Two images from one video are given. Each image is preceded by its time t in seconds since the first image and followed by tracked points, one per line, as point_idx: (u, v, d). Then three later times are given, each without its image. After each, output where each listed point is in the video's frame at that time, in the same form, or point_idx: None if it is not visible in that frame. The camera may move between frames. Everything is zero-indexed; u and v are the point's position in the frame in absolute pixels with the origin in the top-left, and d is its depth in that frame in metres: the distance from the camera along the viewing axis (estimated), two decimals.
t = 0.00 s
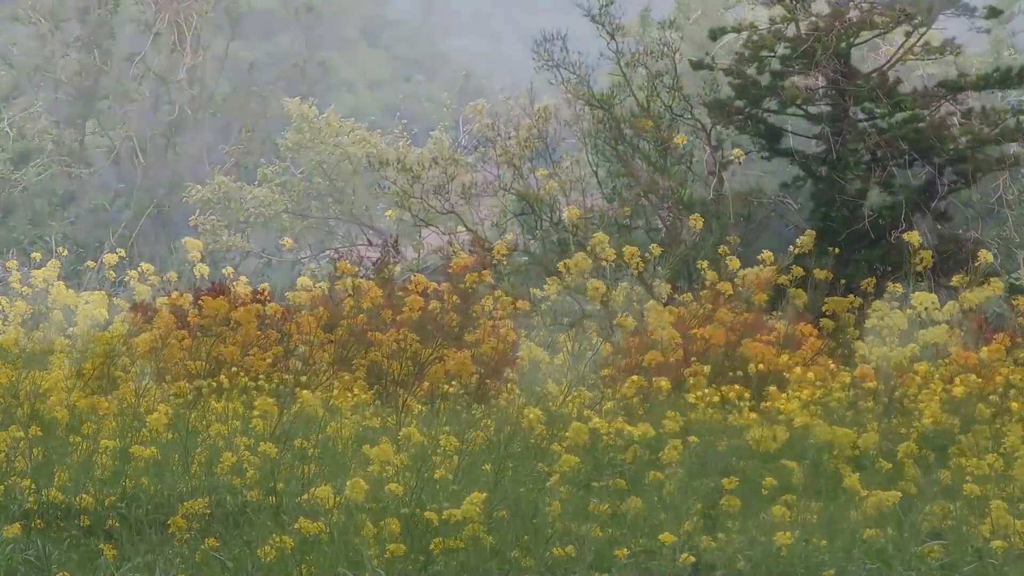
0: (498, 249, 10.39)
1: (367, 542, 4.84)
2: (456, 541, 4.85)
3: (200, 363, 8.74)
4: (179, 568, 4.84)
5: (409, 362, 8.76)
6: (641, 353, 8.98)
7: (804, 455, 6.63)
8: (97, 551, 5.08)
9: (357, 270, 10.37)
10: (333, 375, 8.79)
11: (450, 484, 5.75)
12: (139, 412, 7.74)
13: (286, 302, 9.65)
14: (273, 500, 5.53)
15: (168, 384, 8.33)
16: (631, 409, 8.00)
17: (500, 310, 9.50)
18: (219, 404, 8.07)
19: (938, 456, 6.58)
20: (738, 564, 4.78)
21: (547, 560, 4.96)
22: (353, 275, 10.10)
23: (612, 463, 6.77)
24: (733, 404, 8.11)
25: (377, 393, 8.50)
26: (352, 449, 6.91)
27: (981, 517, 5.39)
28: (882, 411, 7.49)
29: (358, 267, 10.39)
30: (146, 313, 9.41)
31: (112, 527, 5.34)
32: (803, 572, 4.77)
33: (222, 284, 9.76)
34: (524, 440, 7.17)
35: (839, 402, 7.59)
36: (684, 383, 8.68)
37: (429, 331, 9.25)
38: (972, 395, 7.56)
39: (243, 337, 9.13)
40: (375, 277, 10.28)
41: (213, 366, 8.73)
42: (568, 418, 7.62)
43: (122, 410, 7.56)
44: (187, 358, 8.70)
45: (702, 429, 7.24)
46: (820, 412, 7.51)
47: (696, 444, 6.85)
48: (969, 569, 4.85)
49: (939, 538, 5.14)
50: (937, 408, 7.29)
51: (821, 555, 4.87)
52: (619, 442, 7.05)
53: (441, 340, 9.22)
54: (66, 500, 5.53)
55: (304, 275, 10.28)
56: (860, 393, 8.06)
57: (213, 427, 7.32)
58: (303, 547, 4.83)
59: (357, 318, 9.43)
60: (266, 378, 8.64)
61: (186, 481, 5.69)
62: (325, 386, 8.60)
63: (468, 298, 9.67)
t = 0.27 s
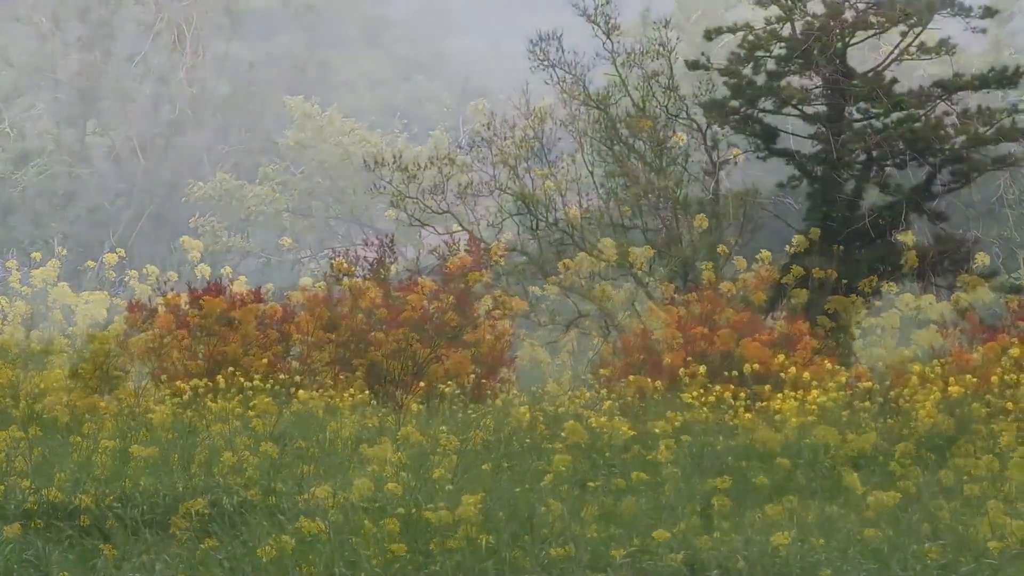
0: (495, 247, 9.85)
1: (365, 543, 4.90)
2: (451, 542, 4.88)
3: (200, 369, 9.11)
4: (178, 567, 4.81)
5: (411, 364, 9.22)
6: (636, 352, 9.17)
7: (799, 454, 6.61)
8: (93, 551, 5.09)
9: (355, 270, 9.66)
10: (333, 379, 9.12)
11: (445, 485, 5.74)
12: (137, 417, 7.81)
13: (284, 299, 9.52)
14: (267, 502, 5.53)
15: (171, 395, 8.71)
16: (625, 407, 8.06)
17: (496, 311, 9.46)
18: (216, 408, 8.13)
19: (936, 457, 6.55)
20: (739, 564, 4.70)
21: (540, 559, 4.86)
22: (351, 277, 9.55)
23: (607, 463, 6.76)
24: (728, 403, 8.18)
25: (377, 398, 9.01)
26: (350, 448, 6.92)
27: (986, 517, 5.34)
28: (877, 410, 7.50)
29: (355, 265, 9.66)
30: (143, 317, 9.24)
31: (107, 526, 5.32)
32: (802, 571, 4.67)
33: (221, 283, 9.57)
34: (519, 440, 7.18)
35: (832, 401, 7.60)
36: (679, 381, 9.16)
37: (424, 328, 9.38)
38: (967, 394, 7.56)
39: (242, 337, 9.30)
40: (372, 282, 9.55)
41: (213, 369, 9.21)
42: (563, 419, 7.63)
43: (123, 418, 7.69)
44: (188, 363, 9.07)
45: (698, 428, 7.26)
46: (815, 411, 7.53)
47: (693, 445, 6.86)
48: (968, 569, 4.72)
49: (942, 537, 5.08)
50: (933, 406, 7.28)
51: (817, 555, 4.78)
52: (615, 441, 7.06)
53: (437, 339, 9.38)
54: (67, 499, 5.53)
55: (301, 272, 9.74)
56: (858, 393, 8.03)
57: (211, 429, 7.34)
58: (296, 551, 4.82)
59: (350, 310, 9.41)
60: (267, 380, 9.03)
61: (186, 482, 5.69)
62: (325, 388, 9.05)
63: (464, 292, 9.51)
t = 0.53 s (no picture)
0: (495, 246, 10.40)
1: (363, 543, 4.90)
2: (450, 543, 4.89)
3: (199, 369, 9.20)
4: (177, 567, 4.78)
5: (414, 364, 9.31)
6: (636, 351, 9.09)
7: (799, 454, 6.61)
8: (92, 550, 5.09)
9: (356, 270, 9.79)
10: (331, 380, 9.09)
11: (444, 486, 5.74)
12: (137, 418, 7.85)
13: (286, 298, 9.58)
14: (264, 503, 5.53)
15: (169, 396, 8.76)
16: (625, 406, 8.03)
17: (495, 310, 9.66)
18: (215, 408, 8.15)
19: (936, 456, 6.54)
20: (741, 564, 4.68)
21: (538, 558, 4.82)
22: (352, 276, 9.63)
23: (606, 463, 6.76)
24: (728, 403, 8.17)
25: (378, 398, 9.04)
26: (349, 448, 6.92)
27: (986, 517, 5.32)
28: (876, 409, 7.49)
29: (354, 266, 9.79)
30: (143, 316, 9.38)
31: (106, 526, 5.31)
32: (803, 569, 4.64)
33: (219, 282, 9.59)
34: (518, 440, 7.18)
35: (832, 400, 7.59)
36: (678, 382, 8.74)
37: (423, 328, 9.35)
38: (966, 394, 7.58)
39: (242, 338, 9.26)
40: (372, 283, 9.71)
41: (212, 369, 9.22)
42: (562, 418, 7.63)
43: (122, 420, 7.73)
44: (187, 361, 9.21)
45: (697, 428, 7.26)
46: (814, 411, 7.54)
47: (692, 445, 6.87)
48: (967, 568, 4.66)
49: (943, 537, 5.05)
50: (932, 406, 7.28)
51: (817, 555, 4.75)
52: (614, 441, 7.06)
53: (436, 338, 9.38)
54: (64, 501, 5.52)
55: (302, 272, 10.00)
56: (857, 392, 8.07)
57: (211, 429, 7.36)
58: (293, 551, 4.80)
59: (348, 310, 9.34)
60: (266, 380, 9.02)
61: (184, 484, 5.69)
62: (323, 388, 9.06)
63: (464, 292, 9.57)
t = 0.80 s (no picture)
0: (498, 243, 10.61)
1: (362, 543, 4.91)
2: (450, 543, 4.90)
3: (199, 368, 9.34)
4: (175, 566, 4.77)
5: (414, 365, 9.27)
6: (635, 351, 9.04)
7: (798, 454, 6.61)
8: (92, 549, 5.09)
9: (357, 269, 10.15)
10: (330, 379, 9.06)
11: (443, 485, 5.74)
12: (137, 419, 7.89)
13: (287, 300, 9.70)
14: (264, 503, 5.53)
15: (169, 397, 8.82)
16: (623, 405, 8.02)
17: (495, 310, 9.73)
18: (214, 408, 8.17)
19: (936, 456, 6.53)
20: (740, 564, 4.68)
21: (537, 557, 4.82)
22: (351, 275, 10.09)
23: (606, 462, 6.77)
24: (727, 403, 8.16)
25: (377, 398, 9.01)
26: (349, 448, 6.92)
27: (986, 518, 5.33)
28: (876, 409, 7.48)
29: (353, 267, 10.25)
30: (143, 315, 9.68)
31: (106, 526, 5.30)
32: (802, 569, 4.64)
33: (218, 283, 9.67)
34: (518, 440, 7.18)
35: (831, 401, 7.58)
36: (679, 383, 8.69)
37: (422, 328, 9.26)
38: (965, 394, 7.52)
39: (242, 337, 9.34)
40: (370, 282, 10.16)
41: (211, 368, 9.31)
42: (561, 418, 7.63)
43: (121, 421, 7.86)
44: (187, 360, 9.37)
45: (697, 428, 7.25)
46: (813, 411, 7.53)
47: (692, 444, 6.88)
48: (967, 568, 4.66)
49: (942, 536, 5.05)
50: (932, 407, 7.26)
51: (816, 555, 4.75)
52: (614, 441, 7.06)
53: (436, 338, 9.31)
54: (63, 501, 5.52)
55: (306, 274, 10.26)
56: (856, 392, 8.04)
57: (210, 429, 7.37)
58: (293, 551, 4.81)
59: (348, 310, 9.26)
60: (266, 381, 9.07)
61: (182, 485, 5.68)
62: (322, 388, 9.04)
63: (464, 293, 9.50)
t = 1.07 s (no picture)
0: (495, 242, 10.56)
1: (362, 543, 4.93)
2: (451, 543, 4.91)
3: (199, 367, 9.43)
4: (177, 565, 4.78)
5: (415, 365, 9.29)
6: (635, 351, 9.06)
7: (797, 453, 6.63)
8: (90, 549, 5.11)
9: (355, 270, 10.30)
10: (329, 379, 9.06)
11: (444, 485, 5.76)
12: (136, 419, 7.92)
13: (285, 300, 9.73)
14: (264, 502, 5.55)
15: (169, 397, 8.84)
16: (622, 404, 8.04)
17: (494, 309, 9.74)
18: (213, 408, 8.19)
19: (935, 456, 6.55)
20: (739, 563, 4.70)
21: (537, 556, 4.84)
22: (349, 276, 10.21)
23: (606, 462, 6.79)
24: (726, 402, 8.17)
25: (377, 398, 9.02)
26: (349, 448, 6.94)
27: (985, 516, 5.35)
28: (875, 408, 7.50)
29: (351, 268, 10.38)
30: (141, 314, 9.70)
31: (106, 526, 5.31)
32: (800, 568, 4.66)
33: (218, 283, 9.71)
34: (518, 440, 7.21)
35: (830, 401, 7.60)
36: (678, 382, 8.71)
37: (422, 328, 9.29)
38: (964, 394, 7.52)
39: (242, 337, 9.43)
40: (369, 282, 10.25)
41: (211, 367, 9.43)
42: (561, 417, 7.65)
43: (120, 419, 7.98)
44: (187, 359, 9.44)
45: (696, 428, 7.27)
46: (812, 411, 7.55)
47: (691, 443, 6.90)
48: (965, 568, 4.67)
49: (940, 535, 5.07)
50: (930, 407, 7.28)
51: (814, 554, 4.77)
52: (613, 440, 7.08)
53: (436, 338, 9.32)
54: (64, 501, 5.53)
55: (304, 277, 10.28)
56: (855, 392, 8.06)
57: (210, 428, 7.39)
58: (292, 550, 4.83)
59: (347, 309, 9.27)
60: (265, 380, 9.11)
61: (183, 485, 5.69)
62: (321, 388, 9.04)
63: (463, 292, 9.52)
